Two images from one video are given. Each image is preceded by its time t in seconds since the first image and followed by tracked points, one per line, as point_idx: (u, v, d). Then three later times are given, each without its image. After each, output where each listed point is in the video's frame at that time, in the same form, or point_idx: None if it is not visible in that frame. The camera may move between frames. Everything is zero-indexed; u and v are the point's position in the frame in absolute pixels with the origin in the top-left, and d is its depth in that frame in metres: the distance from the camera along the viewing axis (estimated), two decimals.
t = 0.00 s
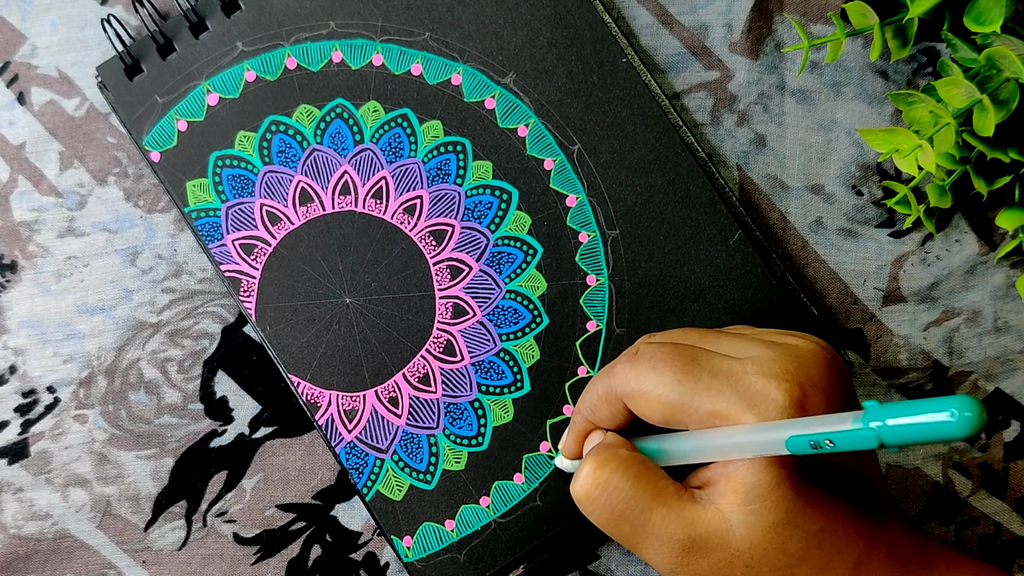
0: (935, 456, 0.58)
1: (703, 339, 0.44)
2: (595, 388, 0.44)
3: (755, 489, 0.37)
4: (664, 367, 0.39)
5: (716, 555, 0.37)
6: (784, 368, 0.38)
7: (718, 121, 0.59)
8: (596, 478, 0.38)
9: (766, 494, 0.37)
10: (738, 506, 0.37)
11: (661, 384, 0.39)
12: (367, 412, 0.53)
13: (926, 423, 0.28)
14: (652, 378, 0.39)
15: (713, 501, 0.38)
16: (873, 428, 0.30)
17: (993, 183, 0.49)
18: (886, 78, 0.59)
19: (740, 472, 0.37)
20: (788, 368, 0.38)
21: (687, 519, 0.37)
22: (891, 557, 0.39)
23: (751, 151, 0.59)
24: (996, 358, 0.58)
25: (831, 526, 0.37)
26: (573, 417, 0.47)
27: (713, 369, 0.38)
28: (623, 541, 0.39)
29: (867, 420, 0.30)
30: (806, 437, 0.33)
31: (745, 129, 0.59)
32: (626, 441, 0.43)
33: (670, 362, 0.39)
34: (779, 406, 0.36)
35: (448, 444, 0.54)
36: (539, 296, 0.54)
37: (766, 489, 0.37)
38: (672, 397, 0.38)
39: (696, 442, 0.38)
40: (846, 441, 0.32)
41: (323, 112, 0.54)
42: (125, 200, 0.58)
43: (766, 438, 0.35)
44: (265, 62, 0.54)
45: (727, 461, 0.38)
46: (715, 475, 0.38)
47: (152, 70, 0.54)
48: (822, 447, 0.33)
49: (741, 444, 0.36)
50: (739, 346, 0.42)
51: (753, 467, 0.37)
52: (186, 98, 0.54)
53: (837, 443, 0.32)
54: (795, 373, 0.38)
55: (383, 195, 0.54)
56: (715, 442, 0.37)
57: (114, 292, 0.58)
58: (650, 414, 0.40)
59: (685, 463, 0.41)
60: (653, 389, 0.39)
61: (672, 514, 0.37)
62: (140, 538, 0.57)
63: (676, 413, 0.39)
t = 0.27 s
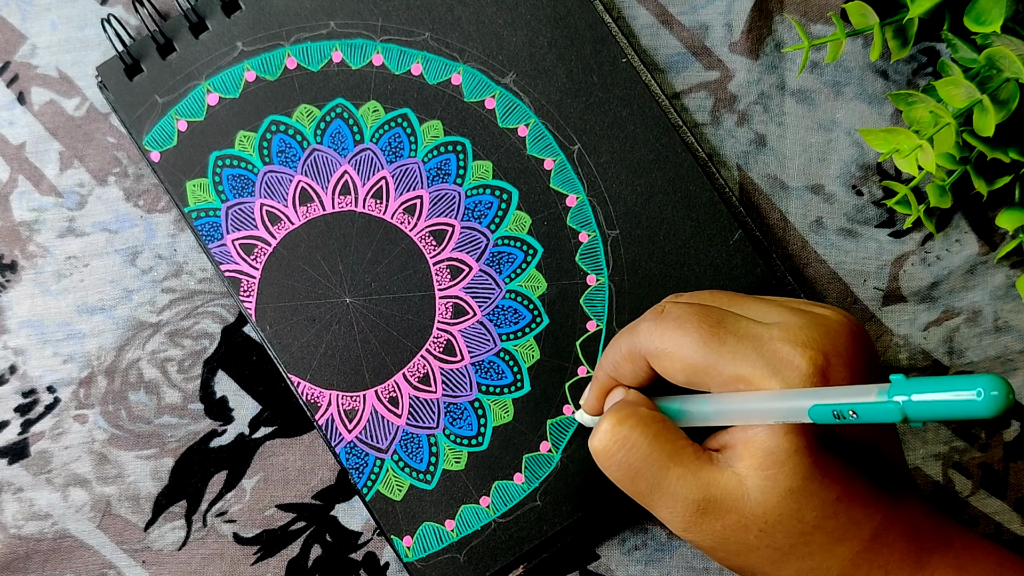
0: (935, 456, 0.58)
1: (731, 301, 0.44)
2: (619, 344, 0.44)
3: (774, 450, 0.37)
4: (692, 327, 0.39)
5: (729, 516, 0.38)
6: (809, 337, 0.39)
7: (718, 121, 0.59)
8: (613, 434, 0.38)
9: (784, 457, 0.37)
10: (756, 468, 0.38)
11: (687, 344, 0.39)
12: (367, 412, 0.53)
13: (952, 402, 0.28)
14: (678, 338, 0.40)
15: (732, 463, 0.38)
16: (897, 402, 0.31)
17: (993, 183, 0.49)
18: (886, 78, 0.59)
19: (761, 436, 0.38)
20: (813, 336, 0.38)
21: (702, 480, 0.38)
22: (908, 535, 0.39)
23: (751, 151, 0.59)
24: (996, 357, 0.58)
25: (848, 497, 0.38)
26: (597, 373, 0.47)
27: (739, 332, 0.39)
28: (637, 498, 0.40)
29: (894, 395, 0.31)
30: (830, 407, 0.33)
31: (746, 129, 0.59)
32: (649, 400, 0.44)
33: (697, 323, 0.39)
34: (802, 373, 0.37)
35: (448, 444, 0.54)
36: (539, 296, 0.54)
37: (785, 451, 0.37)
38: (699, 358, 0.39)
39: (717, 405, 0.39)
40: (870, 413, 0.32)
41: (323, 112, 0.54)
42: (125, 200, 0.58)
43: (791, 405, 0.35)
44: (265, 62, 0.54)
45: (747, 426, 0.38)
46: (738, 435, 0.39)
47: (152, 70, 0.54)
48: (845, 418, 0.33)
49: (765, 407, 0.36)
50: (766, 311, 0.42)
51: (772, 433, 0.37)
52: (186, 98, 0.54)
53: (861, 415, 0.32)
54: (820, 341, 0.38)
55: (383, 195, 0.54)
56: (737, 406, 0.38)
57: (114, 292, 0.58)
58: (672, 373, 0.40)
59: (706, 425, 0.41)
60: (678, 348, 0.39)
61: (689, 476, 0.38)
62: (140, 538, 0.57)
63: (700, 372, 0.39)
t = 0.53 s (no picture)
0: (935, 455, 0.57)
1: (757, 233, 0.44)
2: (646, 285, 0.44)
3: (810, 380, 0.38)
4: (722, 266, 0.40)
5: (769, 449, 0.39)
6: (842, 265, 0.39)
7: (718, 121, 0.59)
8: (651, 374, 0.39)
9: (820, 387, 0.38)
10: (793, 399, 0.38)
11: (719, 281, 0.39)
12: (366, 412, 0.53)
13: (1001, 316, 0.30)
14: (710, 276, 0.40)
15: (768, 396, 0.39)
16: (947, 319, 0.32)
17: (992, 183, 0.49)
18: (886, 77, 0.59)
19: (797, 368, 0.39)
20: (845, 266, 0.39)
21: (741, 414, 0.39)
22: (935, 460, 0.41)
23: (751, 151, 0.59)
24: (997, 356, 0.58)
25: (883, 426, 0.39)
26: (620, 314, 0.47)
27: (771, 267, 0.39)
28: (673, 435, 0.41)
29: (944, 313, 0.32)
30: (876, 329, 0.35)
31: (746, 128, 0.59)
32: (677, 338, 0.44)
33: (728, 261, 0.40)
34: (836, 304, 0.38)
35: (447, 443, 0.54)
36: (539, 296, 0.54)
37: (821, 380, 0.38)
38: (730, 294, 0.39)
39: (749, 338, 0.39)
40: (916, 333, 0.33)
41: (323, 112, 0.54)
42: (125, 200, 0.58)
43: (831, 333, 0.36)
44: (265, 62, 0.54)
45: (782, 357, 0.39)
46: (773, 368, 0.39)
47: (152, 70, 0.54)
48: (889, 341, 0.35)
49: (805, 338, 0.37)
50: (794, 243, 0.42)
51: (807, 362, 0.38)
52: (185, 98, 0.54)
53: (908, 336, 0.34)
54: (852, 270, 0.39)
55: (383, 195, 0.54)
56: (771, 338, 0.38)
57: (114, 292, 0.58)
58: (704, 312, 0.41)
59: (737, 358, 0.41)
60: (711, 285, 0.39)
61: (726, 411, 0.39)
62: (140, 538, 0.57)
63: (734, 308, 0.39)
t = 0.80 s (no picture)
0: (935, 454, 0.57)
1: (773, 224, 0.44)
2: (658, 265, 0.43)
3: (816, 374, 0.38)
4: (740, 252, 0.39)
5: (764, 436, 0.39)
6: (855, 261, 0.39)
7: (718, 121, 0.59)
8: (654, 353, 0.39)
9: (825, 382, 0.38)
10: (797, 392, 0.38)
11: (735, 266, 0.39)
12: (366, 412, 0.53)
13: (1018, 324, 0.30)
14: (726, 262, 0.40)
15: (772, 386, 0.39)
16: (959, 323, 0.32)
17: (992, 183, 0.49)
18: (886, 77, 0.59)
19: (805, 362, 0.38)
20: (858, 262, 0.39)
21: (741, 400, 0.39)
22: (929, 459, 0.41)
23: (750, 151, 0.59)
24: (997, 356, 0.58)
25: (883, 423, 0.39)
26: (631, 294, 0.47)
27: (786, 257, 0.39)
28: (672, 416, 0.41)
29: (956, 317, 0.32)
30: (884, 328, 0.34)
31: (746, 128, 0.59)
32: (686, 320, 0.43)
33: (743, 249, 0.40)
34: (847, 298, 0.38)
35: (447, 443, 0.54)
36: (539, 296, 0.54)
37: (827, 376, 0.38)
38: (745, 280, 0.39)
39: (760, 326, 0.39)
40: (925, 334, 0.33)
41: (323, 112, 0.54)
42: (124, 200, 0.58)
43: (840, 328, 0.36)
44: (265, 62, 0.54)
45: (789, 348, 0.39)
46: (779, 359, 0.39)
47: (152, 70, 0.54)
48: (896, 339, 0.34)
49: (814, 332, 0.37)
50: (808, 236, 0.42)
51: (816, 355, 0.38)
52: (185, 98, 0.54)
53: (915, 335, 0.34)
54: (864, 266, 0.39)
55: (383, 195, 0.54)
56: (781, 328, 0.38)
57: (114, 292, 0.58)
58: (716, 297, 0.41)
59: (745, 347, 0.41)
60: (727, 269, 0.39)
61: (727, 395, 0.39)
62: (140, 538, 0.57)
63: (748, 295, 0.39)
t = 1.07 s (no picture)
0: (935, 453, 0.57)
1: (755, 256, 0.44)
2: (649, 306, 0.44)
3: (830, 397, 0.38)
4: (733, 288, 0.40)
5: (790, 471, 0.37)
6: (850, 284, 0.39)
7: (718, 121, 0.59)
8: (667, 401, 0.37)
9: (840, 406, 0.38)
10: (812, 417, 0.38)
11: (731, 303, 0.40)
12: (366, 412, 0.53)
13: None
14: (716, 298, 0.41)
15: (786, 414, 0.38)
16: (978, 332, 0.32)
17: (992, 183, 0.49)
18: (886, 77, 0.59)
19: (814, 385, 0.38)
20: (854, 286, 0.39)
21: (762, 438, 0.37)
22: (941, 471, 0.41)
23: (750, 152, 0.59)
24: (997, 357, 0.58)
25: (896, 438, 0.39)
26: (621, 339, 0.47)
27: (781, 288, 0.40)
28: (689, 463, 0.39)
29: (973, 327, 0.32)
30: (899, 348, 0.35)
31: (745, 129, 0.59)
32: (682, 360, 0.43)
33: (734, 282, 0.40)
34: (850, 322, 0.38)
35: (447, 444, 0.54)
36: (539, 296, 0.54)
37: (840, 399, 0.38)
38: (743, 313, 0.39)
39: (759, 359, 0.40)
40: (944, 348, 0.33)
41: (323, 112, 0.54)
42: (124, 200, 0.58)
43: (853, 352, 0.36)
44: (265, 62, 0.54)
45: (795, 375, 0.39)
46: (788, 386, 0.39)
47: (152, 70, 0.54)
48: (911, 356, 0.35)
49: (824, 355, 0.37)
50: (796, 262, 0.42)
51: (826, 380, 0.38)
52: (185, 98, 0.54)
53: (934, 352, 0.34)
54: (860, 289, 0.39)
55: (382, 195, 0.54)
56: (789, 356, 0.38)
57: (114, 292, 0.58)
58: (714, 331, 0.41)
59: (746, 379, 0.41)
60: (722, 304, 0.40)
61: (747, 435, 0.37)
62: (140, 538, 0.57)
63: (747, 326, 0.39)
